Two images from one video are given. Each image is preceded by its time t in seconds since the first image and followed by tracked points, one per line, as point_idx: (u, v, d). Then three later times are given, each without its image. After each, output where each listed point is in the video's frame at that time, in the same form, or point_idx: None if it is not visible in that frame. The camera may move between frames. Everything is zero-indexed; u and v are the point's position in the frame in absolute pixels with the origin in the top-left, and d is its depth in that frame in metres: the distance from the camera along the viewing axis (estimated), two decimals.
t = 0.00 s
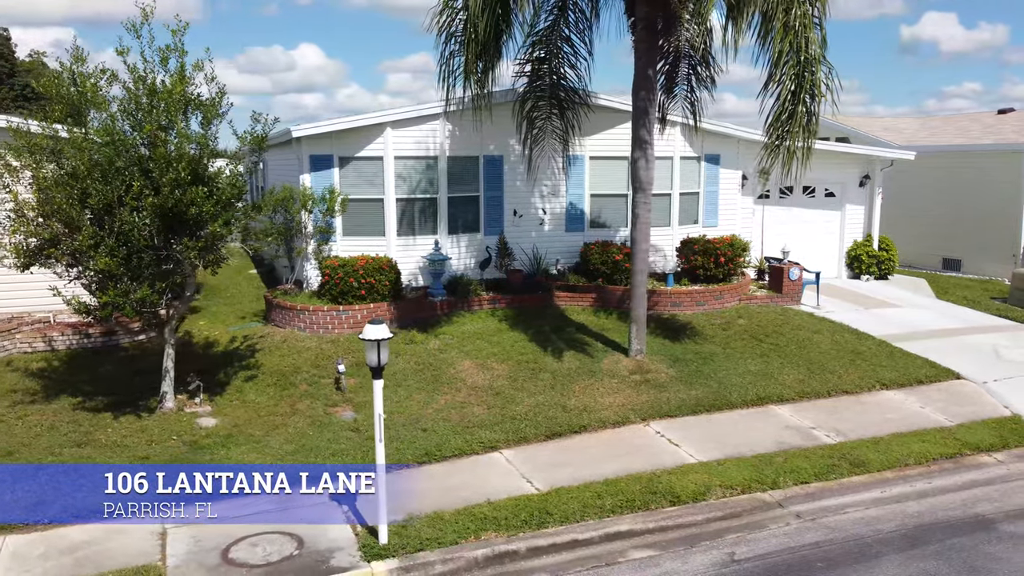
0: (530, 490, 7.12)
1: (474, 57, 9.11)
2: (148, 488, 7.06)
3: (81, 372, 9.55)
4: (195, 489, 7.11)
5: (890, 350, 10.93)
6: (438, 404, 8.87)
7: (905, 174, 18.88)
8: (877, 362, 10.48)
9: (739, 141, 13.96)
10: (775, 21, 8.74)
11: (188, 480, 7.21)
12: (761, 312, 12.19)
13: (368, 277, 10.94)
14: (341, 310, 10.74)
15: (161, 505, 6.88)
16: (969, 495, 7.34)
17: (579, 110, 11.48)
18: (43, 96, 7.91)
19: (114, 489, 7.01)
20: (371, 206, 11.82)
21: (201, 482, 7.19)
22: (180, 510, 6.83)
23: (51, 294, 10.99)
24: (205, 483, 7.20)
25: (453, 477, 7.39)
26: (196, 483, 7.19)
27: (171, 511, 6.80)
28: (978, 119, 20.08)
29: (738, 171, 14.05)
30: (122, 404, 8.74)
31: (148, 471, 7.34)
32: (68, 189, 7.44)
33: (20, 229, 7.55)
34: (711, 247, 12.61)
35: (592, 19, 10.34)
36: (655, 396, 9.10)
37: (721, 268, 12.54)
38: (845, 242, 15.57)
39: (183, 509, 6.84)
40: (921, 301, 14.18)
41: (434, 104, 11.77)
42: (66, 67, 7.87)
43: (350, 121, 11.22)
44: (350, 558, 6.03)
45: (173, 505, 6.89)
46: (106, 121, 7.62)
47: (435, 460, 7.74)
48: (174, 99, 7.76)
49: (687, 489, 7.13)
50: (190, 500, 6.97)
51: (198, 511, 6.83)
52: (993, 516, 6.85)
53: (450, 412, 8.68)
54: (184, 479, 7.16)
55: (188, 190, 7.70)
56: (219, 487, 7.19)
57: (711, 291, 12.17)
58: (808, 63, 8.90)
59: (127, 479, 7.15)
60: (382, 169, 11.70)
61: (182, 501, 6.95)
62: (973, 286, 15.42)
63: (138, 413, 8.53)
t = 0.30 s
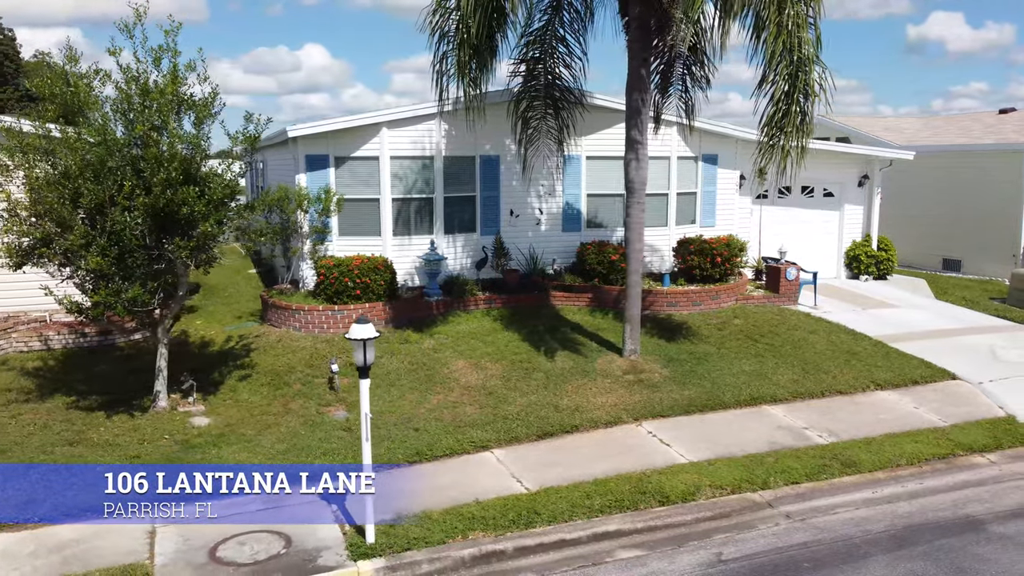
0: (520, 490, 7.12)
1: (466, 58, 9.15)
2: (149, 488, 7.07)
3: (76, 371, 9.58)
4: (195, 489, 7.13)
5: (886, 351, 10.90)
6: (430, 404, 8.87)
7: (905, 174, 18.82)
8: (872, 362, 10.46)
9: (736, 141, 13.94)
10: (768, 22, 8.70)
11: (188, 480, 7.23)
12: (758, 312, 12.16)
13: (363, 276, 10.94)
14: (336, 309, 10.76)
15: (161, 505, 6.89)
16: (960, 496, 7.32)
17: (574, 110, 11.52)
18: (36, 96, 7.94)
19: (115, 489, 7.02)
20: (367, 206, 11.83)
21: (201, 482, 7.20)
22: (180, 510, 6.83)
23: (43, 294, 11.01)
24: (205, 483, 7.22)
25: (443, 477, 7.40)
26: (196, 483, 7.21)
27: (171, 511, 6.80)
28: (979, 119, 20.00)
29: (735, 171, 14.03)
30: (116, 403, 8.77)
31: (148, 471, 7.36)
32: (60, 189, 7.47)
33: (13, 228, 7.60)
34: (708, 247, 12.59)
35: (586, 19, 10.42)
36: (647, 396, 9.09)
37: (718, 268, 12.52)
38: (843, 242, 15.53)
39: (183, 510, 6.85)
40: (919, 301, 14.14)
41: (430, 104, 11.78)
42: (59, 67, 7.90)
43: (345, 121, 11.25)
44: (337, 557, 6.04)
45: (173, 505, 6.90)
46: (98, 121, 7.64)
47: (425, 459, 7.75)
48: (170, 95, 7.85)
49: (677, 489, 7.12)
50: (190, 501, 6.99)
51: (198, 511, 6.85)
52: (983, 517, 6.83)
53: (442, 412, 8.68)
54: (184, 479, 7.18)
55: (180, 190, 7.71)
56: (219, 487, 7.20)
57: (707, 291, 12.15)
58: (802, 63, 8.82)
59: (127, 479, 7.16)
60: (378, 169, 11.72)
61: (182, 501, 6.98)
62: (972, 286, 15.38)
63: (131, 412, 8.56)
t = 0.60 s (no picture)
0: (509, 490, 7.12)
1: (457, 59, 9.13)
2: (148, 488, 7.09)
3: (71, 370, 9.61)
4: (195, 489, 7.15)
5: (881, 351, 10.87)
6: (423, 404, 8.88)
7: (906, 174, 18.76)
8: (867, 362, 10.44)
9: (734, 141, 13.91)
10: (761, 22, 8.62)
11: (188, 480, 7.26)
12: (755, 312, 12.14)
13: (358, 276, 10.94)
14: (331, 309, 10.76)
15: (161, 505, 6.91)
16: (951, 497, 7.29)
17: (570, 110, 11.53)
18: (29, 96, 7.97)
19: (115, 489, 7.04)
20: (363, 206, 11.84)
21: (201, 482, 7.23)
22: (180, 510, 6.85)
23: (36, 294, 11.03)
24: (205, 483, 7.24)
25: (433, 477, 7.40)
26: (196, 483, 7.23)
27: (171, 511, 6.82)
28: (980, 119, 19.92)
29: (733, 171, 14.00)
30: (109, 402, 8.80)
31: (148, 471, 7.38)
32: (52, 189, 7.50)
33: (5, 228, 7.64)
34: (705, 247, 12.57)
35: (582, 19, 10.41)
36: (640, 396, 9.08)
37: (714, 268, 12.50)
38: (842, 242, 15.49)
39: (183, 510, 6.86)
40: (917, 301, 14.10)
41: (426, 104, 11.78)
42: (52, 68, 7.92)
43: (341, 121, 11.25)
44: (323, 557, 6.05)
45: (173, 505, 6.91)
46: (88, 121, 7.67)
47: (416, 459, 7.75)
48: (164, 93, 7.93)
49: (666, 489, 7.11)
50: (189, 501, 7.01)
51: (198, 511, 6.86)
52: (973, 519, 6.80)
53: (434, 412, 8.68)
54: (184, 479, 7.20)
55: (171, 190, 7.73)
56: (219, 487, 7.22)
57: (703, 291, 12.13)
58: (795, 63, 8.72)
59: (126, 479, 7.18)
60: (374, 169, 11.73)
61: (182, 501, 7.00)
62: (972, 286, 15.33)
63: (124, 411, 8.59)
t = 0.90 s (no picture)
0: (497, 489, 7.11)
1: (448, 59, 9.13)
2: (149, 488, 7.10)
3: (66, 369, 9.65)
4: (195, 489, 7.17)
5: (877, 352, 10.82)
6: (415, 403, 8.88)
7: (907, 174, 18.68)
8: (863, 363, 10.40)
9: (733, 140, 13.87)
10: (753, 21, 8.55)
11: (188, 480, 7.27)
12: (751, 312, 12.11)
13: (353, 276, 10.96)
14: (327, 309, 10.77)
15: (161, 505, 6.91)
16: (943, 498, 7.25)
17: (566, 109, 11.52)
18: (22, 95, 7.98)
19: (115, 489, 7.06)
20: (359, 206, 11.85)
21: (201, 482, 7.24)
22: (181, 510, 6.85)
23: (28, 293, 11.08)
24: (205, 483, 7.25)
25: (423, 477, 7.39)
26: (196, 483, 7.25)
27: (171, 511, 6.82)
28: (983, 118, 19.82)
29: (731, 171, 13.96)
30: (102, 401, 8.82)
31: (148, 471, 7.39)
32: (44, 189, 7.52)
33: None
34: (701, 247, 12.54)
35: (577, 19, 10.39)
36: (633, 396, 9.06)
37: (711, 268, 12.48)
38: (842, 242, 15.43)
39: (184, 510, 6.86)
40: (917, 302, 14.03)
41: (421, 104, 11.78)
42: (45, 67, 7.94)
43: (336, 121, 11.26)
44: (309, 556, 6.05)
45: (173, 505, 6.91)
46: (79, 120, 7.65)
47: (407, 459, 7.75)
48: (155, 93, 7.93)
49: (655, 490, 7.09)
50: (190, 501, 7.01)
51: (198, 511, 6.85)
52: (963, 520, 6.76)
53: (426, 411, 8.68)
54: (184, 479, 7.22)
55: (162, 189, 7.73)
56: (219, 487, 7.22)
57: (700, 291, 12.11)
58: (787, 62, 8.68)
59: (127, 479, 7.20)
60: (370, 169, 11.74)
61: (182, 501, 7.00)
62: (972, 286, 15.26)
63: (117, 410, 8.61)
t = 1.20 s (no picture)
0: (484, 490, 7.10)
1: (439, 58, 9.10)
2: (148, 488, 7.12)
3: (60, 368, 9.68)
4: (195, 489, 7.17)
5: (872, 352, 10.77)
6: (406, 403, 8.88)
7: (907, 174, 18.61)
8: (857, 364, 10.35)
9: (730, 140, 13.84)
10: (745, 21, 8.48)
11: (188, 480, 7.28)
12: (747, 312, 12.08)
13: (346, 276, 10.94)
14: (320, 309, 10.75)
15: (161, 505, 6.92)
16: (932, 500, 7.20)
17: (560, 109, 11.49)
18: (14, 96, 8.00)
19: (115, 489, 7.07)
20: (354, 206, 11.85)
21: (201, 482, 7.24)
22: (181, 510, 6.85)
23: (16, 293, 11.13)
24: (205, 483, 7.25)
25: (410, 477, 7.39)
26: (196, 483, 7.25)
27: (171, 511, 6.82)
28: (984, 118, 19.73)
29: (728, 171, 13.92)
30: (94, 401, 8.83)
31: (148, 471, 7.40)
32: (34, 190, 7.53)
33: None
34: (697, 247, 12.51)
35: (571, 19, 10.37)
36: (624, 397, 9.04)
37: (707, 268, 12.43)
38: (840, 242, 15.38)
39: (184, 510, 6.85)
40: (915, 302, 13.97)
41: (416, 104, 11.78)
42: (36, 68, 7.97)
43: (330, 121, 11.27)
44: (293, 557, 6.04)
45: (173, 505, 6.91)
46: (67, 120, 7.65)
47: (395, 459, 7.74)
48: (145, 94, 7.96)
49: (643, 491, 7.06)
50: (190, 501, 7.01)
51: (198, 511, 6.84)
52: (952, 523, 6.72)
53: (417, 411, 8.68)
54: (184, 479, 7.23)
55: (151, 189, 7.72)
56: (219, 487, 7.21)
57: (695, 291, 12.07)
58: (778, 62, 8.62)
59: (127, 479, 7.21)
60: (365, 169, 11.74)
61: (182, 501, 7.00)
62: (971, 287, 15.19)
63: (108, 410, 8.62)
